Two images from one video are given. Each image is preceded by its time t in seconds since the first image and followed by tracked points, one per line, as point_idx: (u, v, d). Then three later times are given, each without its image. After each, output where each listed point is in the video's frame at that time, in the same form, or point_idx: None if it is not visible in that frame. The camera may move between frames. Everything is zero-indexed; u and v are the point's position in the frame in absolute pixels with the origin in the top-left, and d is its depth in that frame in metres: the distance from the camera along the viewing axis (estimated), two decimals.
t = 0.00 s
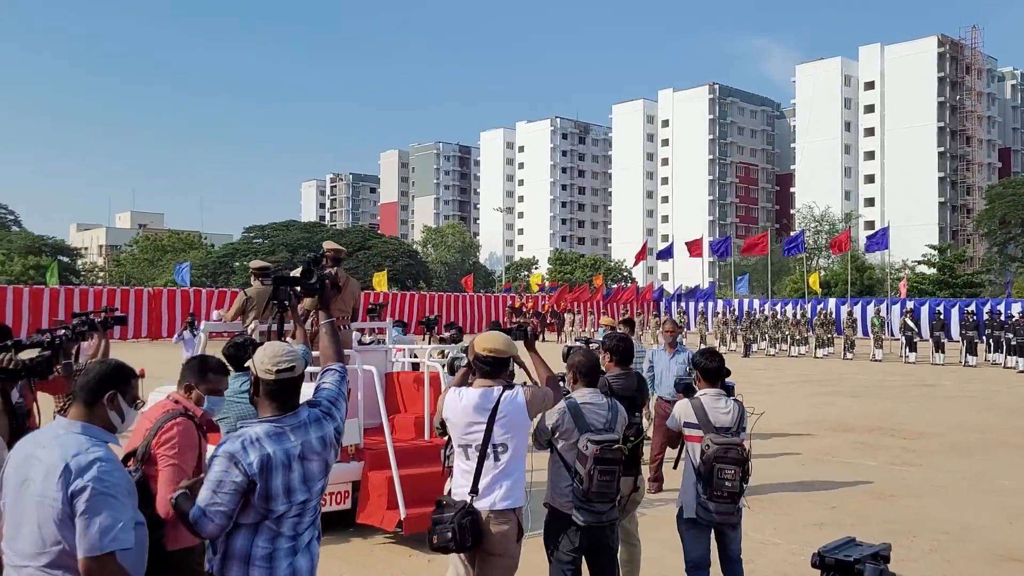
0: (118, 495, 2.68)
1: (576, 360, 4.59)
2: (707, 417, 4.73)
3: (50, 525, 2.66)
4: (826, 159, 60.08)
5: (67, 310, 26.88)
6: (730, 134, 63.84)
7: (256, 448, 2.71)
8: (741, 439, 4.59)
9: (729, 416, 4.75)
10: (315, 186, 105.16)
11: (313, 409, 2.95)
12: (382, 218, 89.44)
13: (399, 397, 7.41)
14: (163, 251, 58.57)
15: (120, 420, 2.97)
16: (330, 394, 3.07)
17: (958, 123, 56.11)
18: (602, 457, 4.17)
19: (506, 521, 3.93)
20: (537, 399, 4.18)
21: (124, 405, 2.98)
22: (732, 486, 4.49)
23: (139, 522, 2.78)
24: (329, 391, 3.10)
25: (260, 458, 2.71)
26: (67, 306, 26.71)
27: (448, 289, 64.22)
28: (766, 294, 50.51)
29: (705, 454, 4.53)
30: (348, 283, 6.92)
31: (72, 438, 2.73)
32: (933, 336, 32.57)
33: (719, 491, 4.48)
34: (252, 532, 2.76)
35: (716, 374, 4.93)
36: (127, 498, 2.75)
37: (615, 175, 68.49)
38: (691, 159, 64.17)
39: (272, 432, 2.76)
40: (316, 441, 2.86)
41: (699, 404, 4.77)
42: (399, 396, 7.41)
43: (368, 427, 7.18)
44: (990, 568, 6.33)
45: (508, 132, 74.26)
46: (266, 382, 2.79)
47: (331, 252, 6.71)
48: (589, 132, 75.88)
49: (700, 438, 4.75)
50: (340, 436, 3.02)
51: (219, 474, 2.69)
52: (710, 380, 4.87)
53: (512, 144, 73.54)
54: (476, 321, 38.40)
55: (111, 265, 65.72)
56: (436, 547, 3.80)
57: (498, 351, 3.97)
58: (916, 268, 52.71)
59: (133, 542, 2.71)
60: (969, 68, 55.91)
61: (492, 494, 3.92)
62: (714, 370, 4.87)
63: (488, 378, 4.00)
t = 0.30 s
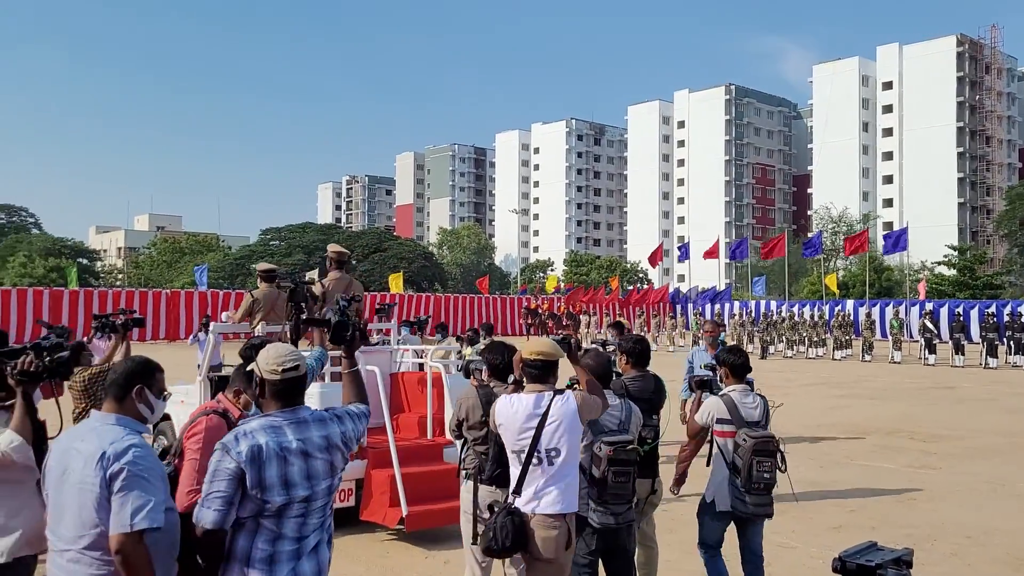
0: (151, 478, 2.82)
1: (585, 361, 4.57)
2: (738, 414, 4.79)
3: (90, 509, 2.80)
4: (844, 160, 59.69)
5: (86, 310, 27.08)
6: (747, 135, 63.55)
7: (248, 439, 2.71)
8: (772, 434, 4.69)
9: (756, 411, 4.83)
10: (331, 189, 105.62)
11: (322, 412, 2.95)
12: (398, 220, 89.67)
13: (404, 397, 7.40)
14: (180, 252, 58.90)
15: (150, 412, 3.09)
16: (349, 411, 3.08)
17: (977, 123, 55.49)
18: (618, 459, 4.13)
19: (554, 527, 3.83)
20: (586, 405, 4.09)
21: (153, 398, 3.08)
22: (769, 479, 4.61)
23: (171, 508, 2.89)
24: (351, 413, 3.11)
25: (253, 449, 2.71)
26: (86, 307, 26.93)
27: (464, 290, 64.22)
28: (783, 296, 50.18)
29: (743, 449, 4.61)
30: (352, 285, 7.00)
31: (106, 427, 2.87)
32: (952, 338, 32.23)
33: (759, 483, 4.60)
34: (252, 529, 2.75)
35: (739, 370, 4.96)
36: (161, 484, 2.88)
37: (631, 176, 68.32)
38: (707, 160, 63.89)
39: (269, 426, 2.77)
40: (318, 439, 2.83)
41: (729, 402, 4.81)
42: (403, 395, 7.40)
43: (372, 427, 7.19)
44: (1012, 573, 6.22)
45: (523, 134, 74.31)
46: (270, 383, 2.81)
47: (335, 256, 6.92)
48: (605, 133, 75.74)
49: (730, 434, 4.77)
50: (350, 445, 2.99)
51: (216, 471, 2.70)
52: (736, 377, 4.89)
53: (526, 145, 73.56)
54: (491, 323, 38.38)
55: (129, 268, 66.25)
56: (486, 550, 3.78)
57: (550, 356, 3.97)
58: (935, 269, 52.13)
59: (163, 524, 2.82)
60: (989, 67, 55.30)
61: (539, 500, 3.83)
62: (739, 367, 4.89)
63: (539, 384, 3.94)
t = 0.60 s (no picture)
0: (180, 467, 2.95)
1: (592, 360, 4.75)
2: (749, 413, 4.78)
3: (128, 496, 2.93)
4: (862, 159, 59.33)
5: (105, 311, 27.31)
6: (763, 135, 63.16)
7: (224, 440, 2.75)
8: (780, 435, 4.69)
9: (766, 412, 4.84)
10: (347, 191, 106.04)
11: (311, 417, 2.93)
12: (414, 221, 89.94)
13: (408, 396, 7.44)
14: (197, 254, 59.28)
15: (178, 406, 3.25)
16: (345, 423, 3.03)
17: (996, 122, 54.57)
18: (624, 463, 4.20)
19: (623, 522, 3.91)
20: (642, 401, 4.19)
21: (181, 393, 3.26)
22: (781, 479, 4.61)
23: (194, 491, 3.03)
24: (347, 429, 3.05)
25: (228, 451, 2.73)
26: (104, 307, 27.14)
27: (479, 291, 64.31)
28: (800, 297, 49.94)
29: (754, 449, 4.62)
30: (355, 288, 7.02)
31: (139, 421, 3.03)
32: (972, 340, 31.85)
33: (770, 484, 4.59)
34: (234, 531, 2.76)
35: (752, 371, 4.94)
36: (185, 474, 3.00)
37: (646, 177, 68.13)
38: (722, 160, 63.60)
39: (252, 425, 2.79)
40: (299, 441, 2.81)
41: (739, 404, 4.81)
42: (408, 393, 7.43)
43: (375, 426, 7.24)
44: None
45: (538, 135, 74.29)
46: (260, 384, 2.85)
47: (339, 259, 6.98)
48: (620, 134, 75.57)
49: (741, 434, 4.75)
50: (341, 452, 2.92)
51: (194, 474, 2.75)
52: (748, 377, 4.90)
53: (541, 146, 73.55)
54: (506, 325, 38.39)
55: (147, 269, 66.81)
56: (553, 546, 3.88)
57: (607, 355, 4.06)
58: (954, 270, 51.65)
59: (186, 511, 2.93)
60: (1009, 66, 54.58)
61: (609, 497, 3.90)
62: (751, 367, 4.89)
63: (597, 379, 4.02)
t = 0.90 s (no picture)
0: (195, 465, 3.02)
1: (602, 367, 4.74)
2: (761, 412, 4.84)
3: (153, 498, 3.00)
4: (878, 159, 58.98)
5: (121, 312, 27.48)
6: (778, 135, 62.82)
7: (210, 445, 2.75)
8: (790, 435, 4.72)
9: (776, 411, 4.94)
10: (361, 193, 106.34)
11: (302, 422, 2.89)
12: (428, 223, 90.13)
13: (411, 396, 7.45)
14: (212, 256, 59.57)
15: (206, 406, 3.31)
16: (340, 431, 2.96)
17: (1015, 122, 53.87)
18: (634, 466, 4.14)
19: (698, 527, 3.98)
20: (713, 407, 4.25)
21: (209, 395, 3.32)
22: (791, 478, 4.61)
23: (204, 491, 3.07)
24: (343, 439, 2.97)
25: (213, 455, 2.73)
26: (121, 308, 27.29)
27: (493, 293, 64.33)
28: (816, 298, 49.70)
29: (765, 448, 4.64)
30: (359, 290, 7.00)
31: (168, 423, 3.09)
32: (989, 341, 31.56)
33: (781, 483, 4.59)
34: (224, 535, 2.77)
35: (763, 373, 5.06)
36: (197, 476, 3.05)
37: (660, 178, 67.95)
38: (737, 160, 63.32)
39: (238, 429, 2.78)
40: (284, 446, 2.77)
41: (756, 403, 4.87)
42: (411, 394, 7.42)
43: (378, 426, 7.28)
44: None
45: (552, 136, 74.24)
46: (253, 387, 2.85)
47: (343, 262, 6.97)
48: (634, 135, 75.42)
49: (752, 433, 4.80)
50: (326, 457, 2.83)
51: (183, 478, 2.77)
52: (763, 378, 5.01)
53: (555, 147, 73.49)
54: (520, 326, 38.37)
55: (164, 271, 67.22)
56: (631, 552, 3.85)
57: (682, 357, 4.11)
58: (971, 270, 51.26)
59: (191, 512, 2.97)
60: None
61: (684, 502, 3.97)
62: (764, 367, 5.02)
63: (669, 384, 4.08)
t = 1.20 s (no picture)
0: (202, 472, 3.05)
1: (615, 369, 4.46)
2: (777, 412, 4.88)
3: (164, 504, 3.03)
4: (890, 159, 58.68)
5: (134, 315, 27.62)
6: (790, 136, 62.55)
7: (205, 449, 2.78)
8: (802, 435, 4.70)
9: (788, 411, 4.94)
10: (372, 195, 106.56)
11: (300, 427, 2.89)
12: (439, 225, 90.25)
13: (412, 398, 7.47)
14: (224, 259, 59.79)
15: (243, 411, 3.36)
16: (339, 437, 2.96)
17: None
18: (633, 472, 4.11)
19: (762, 523, 4.16)
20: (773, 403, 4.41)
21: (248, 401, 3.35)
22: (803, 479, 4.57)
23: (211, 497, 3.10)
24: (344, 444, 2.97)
25: (207, 460, 2.76)
26: (134, 311, 27.40)
27: (504, 295, 64.35)
28: (828, 300, 49.47)
29: (779, 450, 4.60)
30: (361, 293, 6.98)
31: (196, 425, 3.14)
32: (1003, 343, 31.30)
33: (794, 483, 4.58)
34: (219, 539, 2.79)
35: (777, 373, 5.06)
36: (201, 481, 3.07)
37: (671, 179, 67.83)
38: (748, 161, 63.10)
39: (231, 434, 2.81)
40: (277, 449, 2.79)
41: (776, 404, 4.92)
42: (411, 394, 7.45)
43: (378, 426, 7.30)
44: None
45: (562, 138, 74.20)
46: (247, 390, 2.87)
47: (345, 265, 6.97)
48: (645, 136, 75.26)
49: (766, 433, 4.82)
50: (317, 462, 2.81)
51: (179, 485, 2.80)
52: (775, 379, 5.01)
53: (566, 149, 73.43)
54: (531, 328, 38.33)
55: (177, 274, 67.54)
56: (700, 553, 4.03)
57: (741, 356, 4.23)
58: (985, 271, 50.91)
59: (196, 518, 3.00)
60: None
61: (752, 499, 4.14)
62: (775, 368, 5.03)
63: (732, 382, 4.22)
